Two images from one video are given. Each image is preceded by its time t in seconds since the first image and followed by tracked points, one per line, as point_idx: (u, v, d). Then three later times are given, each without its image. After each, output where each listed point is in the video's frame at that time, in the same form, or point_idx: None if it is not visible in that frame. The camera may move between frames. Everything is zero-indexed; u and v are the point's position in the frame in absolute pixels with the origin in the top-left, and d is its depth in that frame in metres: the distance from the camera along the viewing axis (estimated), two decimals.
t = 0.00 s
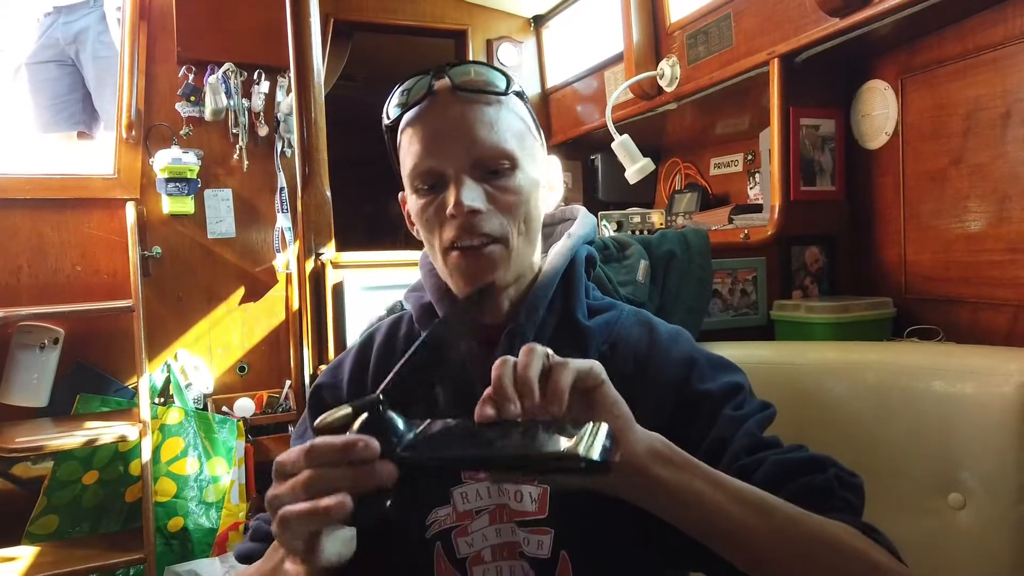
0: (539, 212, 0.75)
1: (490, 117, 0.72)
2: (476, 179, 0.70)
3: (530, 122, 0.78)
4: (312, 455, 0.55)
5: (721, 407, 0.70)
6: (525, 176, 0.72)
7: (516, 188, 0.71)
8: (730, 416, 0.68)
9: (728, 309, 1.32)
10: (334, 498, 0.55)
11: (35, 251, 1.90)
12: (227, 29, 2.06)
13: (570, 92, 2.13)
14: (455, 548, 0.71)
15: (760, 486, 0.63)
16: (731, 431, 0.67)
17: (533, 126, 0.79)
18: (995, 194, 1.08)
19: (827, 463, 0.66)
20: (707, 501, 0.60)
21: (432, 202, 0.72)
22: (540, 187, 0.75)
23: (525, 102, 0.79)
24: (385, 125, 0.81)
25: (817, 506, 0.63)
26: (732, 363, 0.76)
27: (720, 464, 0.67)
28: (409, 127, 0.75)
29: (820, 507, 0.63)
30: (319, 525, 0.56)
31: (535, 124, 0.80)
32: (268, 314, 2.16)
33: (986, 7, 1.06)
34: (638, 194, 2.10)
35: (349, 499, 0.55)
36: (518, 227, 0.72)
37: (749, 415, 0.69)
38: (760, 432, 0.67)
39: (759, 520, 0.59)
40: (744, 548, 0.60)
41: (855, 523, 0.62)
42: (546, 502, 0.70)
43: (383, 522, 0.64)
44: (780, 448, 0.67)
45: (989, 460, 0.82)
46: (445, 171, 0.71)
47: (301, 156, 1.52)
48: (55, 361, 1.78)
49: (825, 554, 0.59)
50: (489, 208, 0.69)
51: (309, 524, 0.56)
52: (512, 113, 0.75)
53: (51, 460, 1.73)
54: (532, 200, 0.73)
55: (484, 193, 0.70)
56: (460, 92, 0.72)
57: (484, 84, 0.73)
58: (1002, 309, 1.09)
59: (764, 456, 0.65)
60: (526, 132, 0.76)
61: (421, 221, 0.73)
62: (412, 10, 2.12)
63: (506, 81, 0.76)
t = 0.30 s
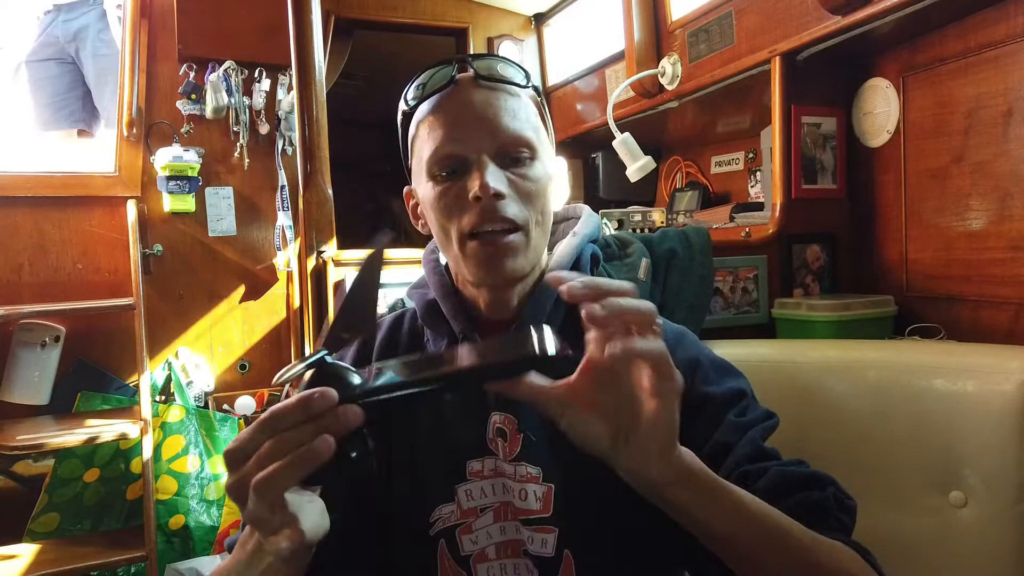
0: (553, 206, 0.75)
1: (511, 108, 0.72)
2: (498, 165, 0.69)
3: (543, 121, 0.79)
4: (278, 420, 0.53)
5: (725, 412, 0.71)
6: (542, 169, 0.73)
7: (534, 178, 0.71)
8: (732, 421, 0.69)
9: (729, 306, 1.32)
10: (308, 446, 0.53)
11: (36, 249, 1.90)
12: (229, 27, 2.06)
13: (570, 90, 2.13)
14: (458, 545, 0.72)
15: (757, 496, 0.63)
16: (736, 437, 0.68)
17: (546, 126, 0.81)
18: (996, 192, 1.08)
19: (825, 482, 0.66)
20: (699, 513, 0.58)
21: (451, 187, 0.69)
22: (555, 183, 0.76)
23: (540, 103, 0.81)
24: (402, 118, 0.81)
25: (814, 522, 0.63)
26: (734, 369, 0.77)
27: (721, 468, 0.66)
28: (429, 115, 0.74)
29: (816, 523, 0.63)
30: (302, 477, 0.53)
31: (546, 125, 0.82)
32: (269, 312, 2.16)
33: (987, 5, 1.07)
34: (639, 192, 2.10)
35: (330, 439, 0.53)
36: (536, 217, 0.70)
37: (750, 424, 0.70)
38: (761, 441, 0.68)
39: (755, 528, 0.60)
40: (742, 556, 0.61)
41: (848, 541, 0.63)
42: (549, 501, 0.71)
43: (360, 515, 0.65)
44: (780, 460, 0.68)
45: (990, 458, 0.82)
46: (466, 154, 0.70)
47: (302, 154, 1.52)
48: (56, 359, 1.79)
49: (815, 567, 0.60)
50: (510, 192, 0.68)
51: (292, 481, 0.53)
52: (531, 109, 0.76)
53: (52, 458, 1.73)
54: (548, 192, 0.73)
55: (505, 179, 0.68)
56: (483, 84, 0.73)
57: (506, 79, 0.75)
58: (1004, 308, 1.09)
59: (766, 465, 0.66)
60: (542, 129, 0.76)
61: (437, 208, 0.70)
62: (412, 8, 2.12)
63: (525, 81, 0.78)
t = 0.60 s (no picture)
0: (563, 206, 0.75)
1: (527, 106, 0.72)
2: (511, 164, 0.70)
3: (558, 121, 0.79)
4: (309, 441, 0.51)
5: (720, 405, 0.71)
6: (555, 169, 0.73)
7: (547, 177, 0.71)
8: (726, 413, 0.70)
9: (731, 305, 1.34)
10: (357, 447, 0.51)
11: (37, 248, 1.90)
12: (230, 25, 2.06)
13: (571, 89, 2.13)
14: (464, 544, 0.70)
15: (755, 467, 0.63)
16: (730, 427, 0.69)
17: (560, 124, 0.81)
18: (998, 192, 1.08)
19: (819, 476, 0.67)
20: (684, 463, 0.60)
21: (463, 184, 0.70)
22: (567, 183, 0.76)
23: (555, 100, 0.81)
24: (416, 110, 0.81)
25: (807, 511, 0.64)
26: (731, 364, 0.77)
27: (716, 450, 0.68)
28: (445, 109, 0.74)
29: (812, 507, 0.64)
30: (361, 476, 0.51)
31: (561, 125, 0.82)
32: (270, 310, 2.16)
33: (989, 4, 1.06)
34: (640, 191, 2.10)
35: (377, 432, 0.52)
36: (546, 217, 0.71)
37: (746, 413, 0.70)
38: (759, 433, 0.68)
39: (745, 503, 0.60)
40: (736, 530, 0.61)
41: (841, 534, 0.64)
42: (557, 498, 0.71)
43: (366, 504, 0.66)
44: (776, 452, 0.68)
45: (991, 458, 0.83)
46: (480, 152, 0.70)
47: (304, 152, 1.52)
48: (57, 357, 1.78)
49: (808, 554, 0.60)
50: (522, 192, 0.68)
51: (353, 485, 0.51)
52: (546, 106, 0.76)
53: (54, 456, 1.73)
54: (560, 192, 0.73)
55: (518, 178, 0.69)
56: (500, 79, 0.73)
57: (523, 75, 0.75)
58: (1006, 306, 1.09)
59: (759, 453, 0.67)
60: (556, 127, 0.76)
61: (448, 204, 0.71)
62: (413, 6, 2.12)
63: (542, 78, 0.78)
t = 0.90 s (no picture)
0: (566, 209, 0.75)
1: (529, 108, 0.72)
2: (513, 167, 0.70)
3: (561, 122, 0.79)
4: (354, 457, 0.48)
5: (714, 412, 0.72)
6: (558, 171, 0.72)
7: (549, 180, 0.71)
8: (721, 420, 0.70)
9: (730, 306, 1.34)
10: (397, 465, 0.50)
11: (37, 247, 1.90)
12: (230, 24, 2.06)
13: (571, 89, 2.13)
14: (463, 546, 0.70)
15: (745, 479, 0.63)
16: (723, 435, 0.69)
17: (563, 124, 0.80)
18: (997, 193, 1.08)
19: (805, 493, 0.67)
20: (674, 463, 0.60)
21: (465, 188, 0.70)
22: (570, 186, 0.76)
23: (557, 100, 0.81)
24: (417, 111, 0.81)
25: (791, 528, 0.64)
26: (730, 370, 0.78)
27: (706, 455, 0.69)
28: (446, 112, 0.74)
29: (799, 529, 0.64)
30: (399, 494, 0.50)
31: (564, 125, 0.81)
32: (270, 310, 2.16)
33: (989, 4, 1.06)
34: (639, 191, 2.10)
35: (415, 450, 0.51)
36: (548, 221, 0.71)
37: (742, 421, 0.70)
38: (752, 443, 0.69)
39: (734, 511, 0.60)
40: (722, 540, 0.61)
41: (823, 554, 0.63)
42: (557, 501, 0.71)
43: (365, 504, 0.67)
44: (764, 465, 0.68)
45: (990, 460, 0.83)
46: (482, 155, 0.70)
47: (303, 152, 1.52)
48: (56, 357, 1.78)
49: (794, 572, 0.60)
50: (524, 197, 0.68)
51: (392, 502, 0.51)
52: (548, 108, 0.75)
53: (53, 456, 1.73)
54: (563, 195, 0.73)
55: (520, 181, 0.69)
56: (501, 81, 0.73)
57: (525, 77, 0.74)
58: (1005, 307, 1.09)
59: (745, 463, 0.67)
60: (559, 129, 0.76)
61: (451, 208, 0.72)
62: (413, 7, 2.12)
63: (544, 78, 0.78)
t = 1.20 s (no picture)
0: (534, 214, 0.75)
1: (492, 114, 0.72)
2: (475, 175, 0.70)
3: (530, 125, 0.79)
4: (305, 485, 0.48)
5: (694, 423, 0.72)
6: (523, 176, 0.72)
7: (513, 186, 0.70)
8: (699, 433, 0.69)
9: (716, 310, 1.32)
10: (338, 506, 0.51)
11: (25, 250, 1.90)
12: (219, 27, 2.05)
13: (562, 91, 2.13)
14: (436, 558, 0.70)
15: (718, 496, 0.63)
16: (697, 449, 0.68)
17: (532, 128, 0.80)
18: (982, 196, 1.08)
19: (782, 508, 0.67)
20: (649, 486, 0.59)
21: (428, 197, 0.70)
22: (538, 191, 0.75)
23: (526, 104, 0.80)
24: (385, 119, 0.82)
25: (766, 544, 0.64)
26: (710, 379, 0.78)
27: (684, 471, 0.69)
28: (409, 120, 0.74)
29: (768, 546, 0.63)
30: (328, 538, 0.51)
31: (534, 129, 0.81)
32: (260, 314, 2.16)
33: (973, 8, 1.06)
34: (630, 193, 2.10)
35: (356, 495, 0.51)
36: (513, 228, 0.71)
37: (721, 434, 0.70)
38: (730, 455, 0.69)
39: (709, 534, 0.59)
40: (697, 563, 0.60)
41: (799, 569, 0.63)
42: (530, 514, 0.71)
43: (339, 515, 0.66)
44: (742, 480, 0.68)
45: (973, 463, 0.83)
46: (443, 164, 0.70)
47: (287, 155, 1.52)
48: (44, 361, 1.78)
49: None
50: (485, 205, 0.68)
51: (328, 544, 0.51)
52: (513, 113, 0.75)
53: (40, 461, 1.74)
54: (529, 200, 0.72)
55: (482, 188, 0.69)
56: (463, 87, 0.73)
57: (488, 83, 0.74)
58: (989, 310, 1.09)
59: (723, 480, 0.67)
60: (525, 133, 0.76)
61: (415, 217, 0.72)
62: (403, 9, 2.11)
63: (511, 82, 0.78)
